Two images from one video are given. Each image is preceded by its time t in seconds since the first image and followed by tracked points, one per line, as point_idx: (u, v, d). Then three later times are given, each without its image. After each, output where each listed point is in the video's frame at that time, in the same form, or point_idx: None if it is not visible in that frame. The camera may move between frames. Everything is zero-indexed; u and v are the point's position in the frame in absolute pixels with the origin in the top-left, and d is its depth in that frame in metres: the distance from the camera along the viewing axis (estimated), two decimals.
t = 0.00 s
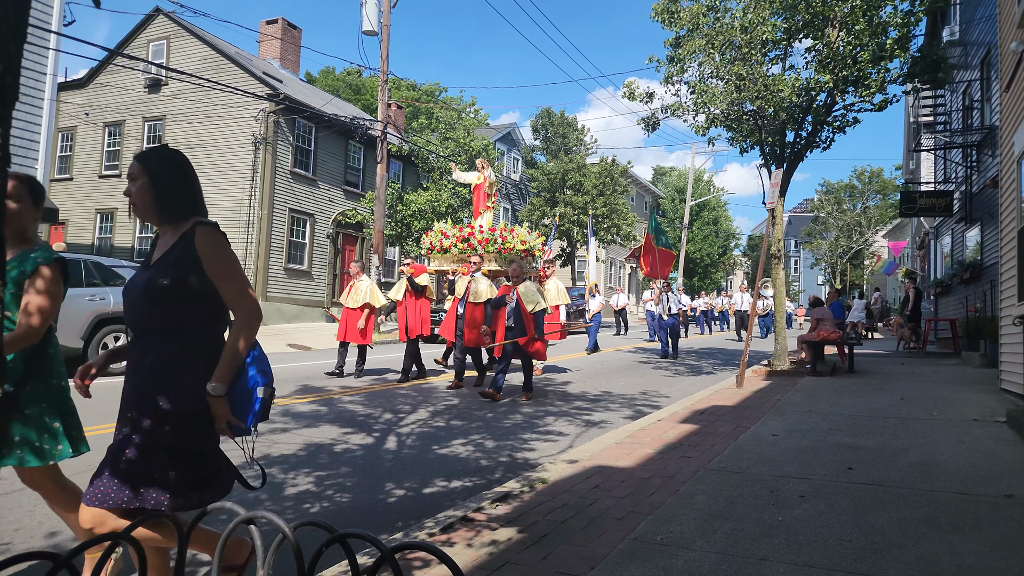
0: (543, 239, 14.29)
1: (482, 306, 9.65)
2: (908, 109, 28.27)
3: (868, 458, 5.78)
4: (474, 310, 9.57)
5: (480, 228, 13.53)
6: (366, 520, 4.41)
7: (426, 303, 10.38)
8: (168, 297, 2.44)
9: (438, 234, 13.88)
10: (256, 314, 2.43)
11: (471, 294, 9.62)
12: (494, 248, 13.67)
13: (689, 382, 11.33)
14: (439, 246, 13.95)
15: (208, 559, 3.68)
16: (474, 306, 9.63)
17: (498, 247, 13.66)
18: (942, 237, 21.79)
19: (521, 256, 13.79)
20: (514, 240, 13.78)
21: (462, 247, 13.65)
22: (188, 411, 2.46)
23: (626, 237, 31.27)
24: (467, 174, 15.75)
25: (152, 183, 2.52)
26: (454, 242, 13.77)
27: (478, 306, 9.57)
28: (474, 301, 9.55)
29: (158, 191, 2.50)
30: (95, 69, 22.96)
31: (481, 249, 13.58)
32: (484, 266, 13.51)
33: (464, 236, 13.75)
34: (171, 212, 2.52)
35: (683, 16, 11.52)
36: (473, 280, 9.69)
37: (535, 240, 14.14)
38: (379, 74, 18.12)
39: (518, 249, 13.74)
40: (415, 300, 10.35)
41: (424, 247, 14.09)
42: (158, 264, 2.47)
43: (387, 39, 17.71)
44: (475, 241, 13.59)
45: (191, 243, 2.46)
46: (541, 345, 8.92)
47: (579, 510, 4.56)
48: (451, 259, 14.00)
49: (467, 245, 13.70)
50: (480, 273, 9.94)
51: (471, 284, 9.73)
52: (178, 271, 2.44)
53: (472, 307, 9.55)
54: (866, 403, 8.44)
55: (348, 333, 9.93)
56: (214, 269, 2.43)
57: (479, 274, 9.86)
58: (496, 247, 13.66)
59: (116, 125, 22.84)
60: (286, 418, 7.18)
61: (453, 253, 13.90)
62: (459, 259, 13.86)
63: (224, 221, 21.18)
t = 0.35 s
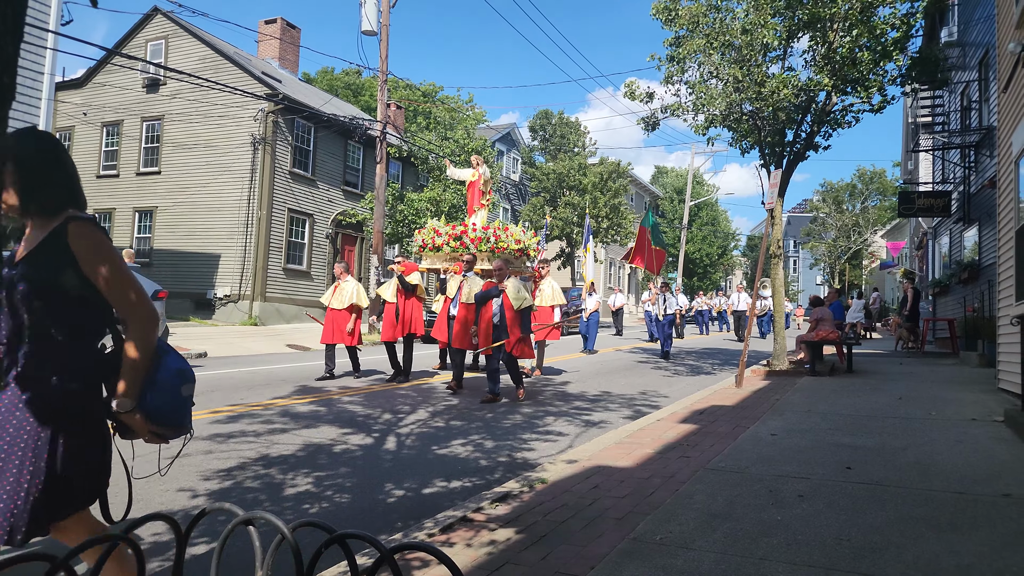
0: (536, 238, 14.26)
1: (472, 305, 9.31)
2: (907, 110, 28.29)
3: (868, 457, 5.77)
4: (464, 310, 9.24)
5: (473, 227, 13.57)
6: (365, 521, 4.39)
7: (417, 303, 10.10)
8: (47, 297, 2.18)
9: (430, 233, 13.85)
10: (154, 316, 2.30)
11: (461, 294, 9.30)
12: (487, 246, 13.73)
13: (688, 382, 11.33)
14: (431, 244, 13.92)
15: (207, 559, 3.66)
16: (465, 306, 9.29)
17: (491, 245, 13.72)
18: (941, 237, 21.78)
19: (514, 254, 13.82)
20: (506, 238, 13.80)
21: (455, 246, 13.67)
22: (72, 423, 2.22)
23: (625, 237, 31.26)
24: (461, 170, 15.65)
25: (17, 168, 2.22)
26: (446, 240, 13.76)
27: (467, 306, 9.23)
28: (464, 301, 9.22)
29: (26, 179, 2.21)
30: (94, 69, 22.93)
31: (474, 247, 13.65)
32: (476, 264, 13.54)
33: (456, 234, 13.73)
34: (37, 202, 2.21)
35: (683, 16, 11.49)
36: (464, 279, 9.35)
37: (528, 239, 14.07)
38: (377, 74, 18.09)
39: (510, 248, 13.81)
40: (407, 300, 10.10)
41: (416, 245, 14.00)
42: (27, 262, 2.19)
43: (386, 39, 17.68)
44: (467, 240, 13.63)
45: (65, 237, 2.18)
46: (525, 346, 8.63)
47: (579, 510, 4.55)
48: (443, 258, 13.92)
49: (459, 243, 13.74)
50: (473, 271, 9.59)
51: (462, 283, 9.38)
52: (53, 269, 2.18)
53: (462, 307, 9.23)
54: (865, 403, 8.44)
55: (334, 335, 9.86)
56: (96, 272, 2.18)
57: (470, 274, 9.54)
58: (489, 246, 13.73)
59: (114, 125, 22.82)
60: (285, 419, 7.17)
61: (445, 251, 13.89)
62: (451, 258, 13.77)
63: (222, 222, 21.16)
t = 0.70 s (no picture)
0: (531, 239, 14.20)
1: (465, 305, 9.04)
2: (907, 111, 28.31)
3: (867, 458, 5.78)
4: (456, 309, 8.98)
5: (466, 227, 13.61)
6: (365, 521, 4.40)
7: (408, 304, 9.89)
8: None
9: (423, 232, 13.94)
10: None
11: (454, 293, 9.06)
12: (481, 246, 13.72)
13: (687, 383, 11.34)
14: (424, 244, 13.99)
15: (206, 559, 3.66)
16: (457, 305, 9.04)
17: (485, 245, 13.69)
18: (941, 238, 21.80)
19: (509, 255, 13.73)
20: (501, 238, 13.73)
21: (448, 245, 13.72)
22: None
23: (626, 237, 31.27)
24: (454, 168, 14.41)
25: None
26: (438, 240, 13.85)
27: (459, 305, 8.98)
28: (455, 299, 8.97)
29: None
30: (94, 69, 22.93)
31: (467, 247, 13.66)
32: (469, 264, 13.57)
33: (449, 233, 13.80)
34: None
35: (685, 16, 11.49)
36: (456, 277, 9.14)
37: (522, 240, 14.01)
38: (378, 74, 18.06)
39: (505, 247, 13.72)
40: (396, 301, 9.93)
41: (409, 245, 14.07)
42: None
43: (387, 39, 17.68)
44: (461, 239, 13.67)
45: None
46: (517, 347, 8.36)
47: (578, 510, 4.56)
48: (437, 258, 13.98)
49: (453, 243, 13.82)
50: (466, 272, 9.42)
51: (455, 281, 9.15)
52: None
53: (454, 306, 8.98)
54: (864, 404, 8.45)
55: (320, 335, 9.64)
56: None
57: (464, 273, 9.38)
58: (483, 246, 13.71)
59: (115, 124, 22.82)
60: (284, 418, 7.18)
61: (438, 251, 13.95)
62: (444, 258, 13.82)
63: (223, 222, 21.16)
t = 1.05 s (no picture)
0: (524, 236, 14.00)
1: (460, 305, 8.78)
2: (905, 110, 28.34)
3: (867, 457, 5.76)
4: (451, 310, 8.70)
5: (457, 223, 13.53)
6: (363, 522, 4.37)
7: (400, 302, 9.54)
8: None
9: (414, 229, 13.95)
10: None
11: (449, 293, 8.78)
12: (473, 242, 13.63)
13: (687, 382, 11.32)
14: (415, 241, 14.02)
15: (203, 561, 3.63)
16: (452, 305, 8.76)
17: (477, 242, 13.61)
18: (939, 237, 21.82)
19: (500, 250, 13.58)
20: (493, 234, 13.63)
21: (439, 241, 13.74)
22: None
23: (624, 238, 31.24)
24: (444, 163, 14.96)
25: None
26: (429, 237, 13.84)
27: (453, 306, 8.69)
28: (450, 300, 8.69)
29: None
30: (91, 69, 22.86)
31: (459, 244, 13.60)
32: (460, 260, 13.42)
33: (440, 230, 13.79)
34: None
35: (685, 15, 11.45)
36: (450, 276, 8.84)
37: (515, 236, 13.86)
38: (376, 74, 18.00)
39: (498, 243, 13.63)
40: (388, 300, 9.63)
41: (400, 242, 14.09)
42: None
43: (385, 39, 17.63)
44: (453, 236, 13.63)
45: None
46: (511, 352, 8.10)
47: (578, 510, 4.54)
48: (428, 255, 13.99)
49: (444, 239, 13.80)
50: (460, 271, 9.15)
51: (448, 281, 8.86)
52: None
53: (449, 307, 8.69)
54: (863, 403, 8.44)
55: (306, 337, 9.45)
56: None
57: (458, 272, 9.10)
58: (475, 242, 13.62)
59: (111, 125, 22.76)
60: (283, 420, 7.14)
61: (429, 248, 13.97)
62: (435, 254, 13.78)
63: (221, 222, 21.11)
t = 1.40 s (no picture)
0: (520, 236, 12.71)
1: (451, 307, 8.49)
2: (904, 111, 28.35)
3: (866, 457, 5.76)
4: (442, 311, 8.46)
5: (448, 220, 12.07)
6: (362, 522, 4.37)
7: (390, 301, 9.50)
8: None
9: (403, 227, 12.43)
10: None
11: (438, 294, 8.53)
12: (464, 242, 12.13)
13: (686, 382, 11.33)
14: (404, 241, 12.44)
15: (202, 562, 3.63)
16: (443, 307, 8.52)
17: (468, 241, 12.11)
18: (938, 237, 21.83)
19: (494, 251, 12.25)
20: (485, 234, 12.22)
21: (429, 241, 12.22)
22: None
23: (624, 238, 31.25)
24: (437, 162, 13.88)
25: None
26: (420, 236, 12.31)
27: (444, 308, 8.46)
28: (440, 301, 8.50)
29: None
30: (90, 69, 22.85)
31: (450, 244, 12.07)
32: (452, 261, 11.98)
33: (431, 228, 12.24)
34: None
35: (685, 14, 11.47)
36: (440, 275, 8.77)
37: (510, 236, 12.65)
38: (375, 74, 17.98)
39: (488, 243, 12.22)
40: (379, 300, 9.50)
41: (388, 241, 12.55)
42: None
43: (384, 39, 17.62)
44: (443, 235, 12.14)
45: None
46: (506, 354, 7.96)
47: (578, 510, 4.54)
48: (419, 257, 12.43)
49: (435, 239, 12.26)
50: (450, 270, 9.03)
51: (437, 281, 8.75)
52: None
53: (438, 308, 8.48)
54: (862, 403, 8.45)
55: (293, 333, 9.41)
56: None
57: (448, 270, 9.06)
58: (467, 242, 12.15)
59: (110, 125, 22.74)
60: (282, 420, 7.14)
61: (419, 249, 12.40)
62: (426, 255, 12.30)
63: (220, 222, 21.10)
